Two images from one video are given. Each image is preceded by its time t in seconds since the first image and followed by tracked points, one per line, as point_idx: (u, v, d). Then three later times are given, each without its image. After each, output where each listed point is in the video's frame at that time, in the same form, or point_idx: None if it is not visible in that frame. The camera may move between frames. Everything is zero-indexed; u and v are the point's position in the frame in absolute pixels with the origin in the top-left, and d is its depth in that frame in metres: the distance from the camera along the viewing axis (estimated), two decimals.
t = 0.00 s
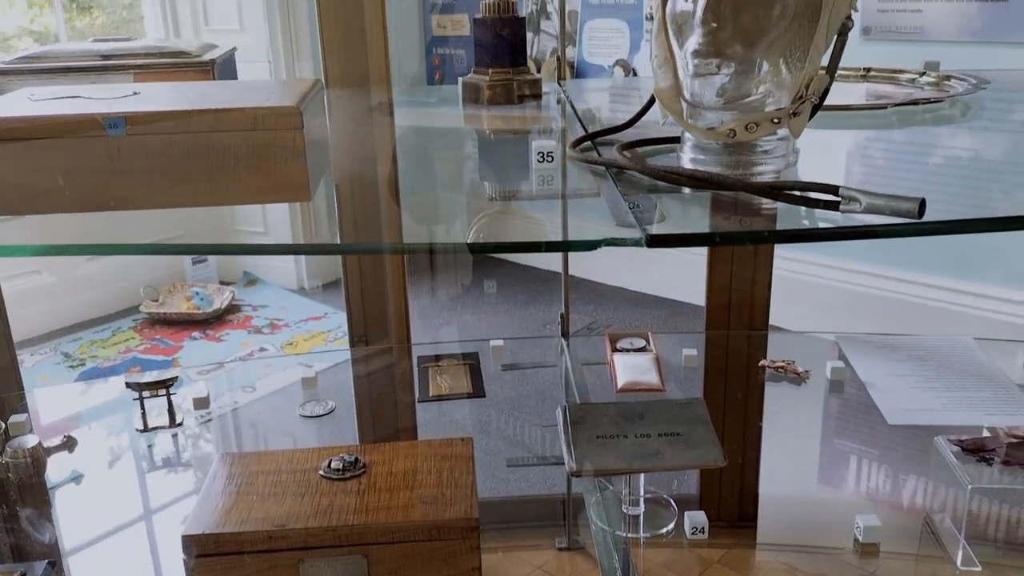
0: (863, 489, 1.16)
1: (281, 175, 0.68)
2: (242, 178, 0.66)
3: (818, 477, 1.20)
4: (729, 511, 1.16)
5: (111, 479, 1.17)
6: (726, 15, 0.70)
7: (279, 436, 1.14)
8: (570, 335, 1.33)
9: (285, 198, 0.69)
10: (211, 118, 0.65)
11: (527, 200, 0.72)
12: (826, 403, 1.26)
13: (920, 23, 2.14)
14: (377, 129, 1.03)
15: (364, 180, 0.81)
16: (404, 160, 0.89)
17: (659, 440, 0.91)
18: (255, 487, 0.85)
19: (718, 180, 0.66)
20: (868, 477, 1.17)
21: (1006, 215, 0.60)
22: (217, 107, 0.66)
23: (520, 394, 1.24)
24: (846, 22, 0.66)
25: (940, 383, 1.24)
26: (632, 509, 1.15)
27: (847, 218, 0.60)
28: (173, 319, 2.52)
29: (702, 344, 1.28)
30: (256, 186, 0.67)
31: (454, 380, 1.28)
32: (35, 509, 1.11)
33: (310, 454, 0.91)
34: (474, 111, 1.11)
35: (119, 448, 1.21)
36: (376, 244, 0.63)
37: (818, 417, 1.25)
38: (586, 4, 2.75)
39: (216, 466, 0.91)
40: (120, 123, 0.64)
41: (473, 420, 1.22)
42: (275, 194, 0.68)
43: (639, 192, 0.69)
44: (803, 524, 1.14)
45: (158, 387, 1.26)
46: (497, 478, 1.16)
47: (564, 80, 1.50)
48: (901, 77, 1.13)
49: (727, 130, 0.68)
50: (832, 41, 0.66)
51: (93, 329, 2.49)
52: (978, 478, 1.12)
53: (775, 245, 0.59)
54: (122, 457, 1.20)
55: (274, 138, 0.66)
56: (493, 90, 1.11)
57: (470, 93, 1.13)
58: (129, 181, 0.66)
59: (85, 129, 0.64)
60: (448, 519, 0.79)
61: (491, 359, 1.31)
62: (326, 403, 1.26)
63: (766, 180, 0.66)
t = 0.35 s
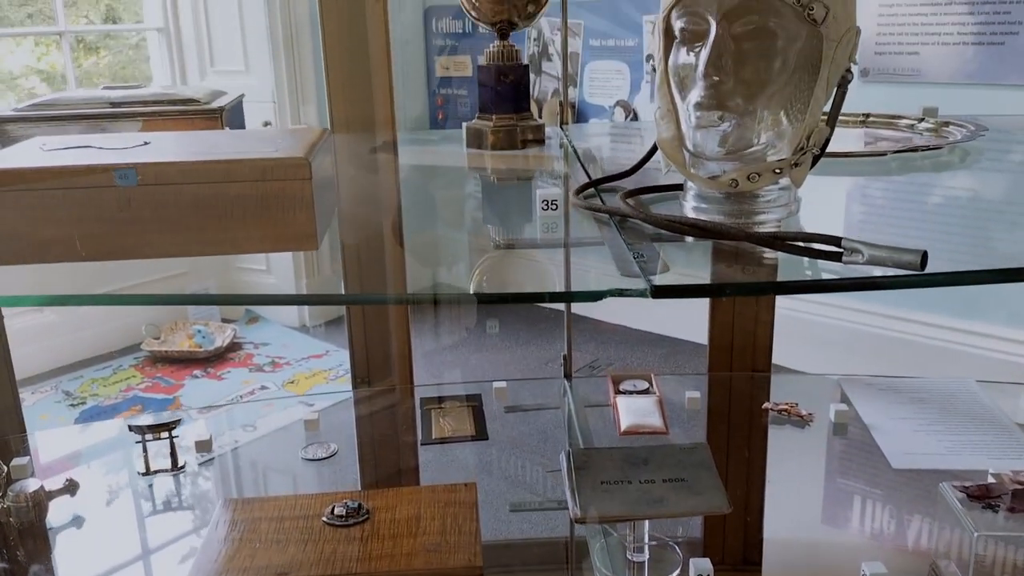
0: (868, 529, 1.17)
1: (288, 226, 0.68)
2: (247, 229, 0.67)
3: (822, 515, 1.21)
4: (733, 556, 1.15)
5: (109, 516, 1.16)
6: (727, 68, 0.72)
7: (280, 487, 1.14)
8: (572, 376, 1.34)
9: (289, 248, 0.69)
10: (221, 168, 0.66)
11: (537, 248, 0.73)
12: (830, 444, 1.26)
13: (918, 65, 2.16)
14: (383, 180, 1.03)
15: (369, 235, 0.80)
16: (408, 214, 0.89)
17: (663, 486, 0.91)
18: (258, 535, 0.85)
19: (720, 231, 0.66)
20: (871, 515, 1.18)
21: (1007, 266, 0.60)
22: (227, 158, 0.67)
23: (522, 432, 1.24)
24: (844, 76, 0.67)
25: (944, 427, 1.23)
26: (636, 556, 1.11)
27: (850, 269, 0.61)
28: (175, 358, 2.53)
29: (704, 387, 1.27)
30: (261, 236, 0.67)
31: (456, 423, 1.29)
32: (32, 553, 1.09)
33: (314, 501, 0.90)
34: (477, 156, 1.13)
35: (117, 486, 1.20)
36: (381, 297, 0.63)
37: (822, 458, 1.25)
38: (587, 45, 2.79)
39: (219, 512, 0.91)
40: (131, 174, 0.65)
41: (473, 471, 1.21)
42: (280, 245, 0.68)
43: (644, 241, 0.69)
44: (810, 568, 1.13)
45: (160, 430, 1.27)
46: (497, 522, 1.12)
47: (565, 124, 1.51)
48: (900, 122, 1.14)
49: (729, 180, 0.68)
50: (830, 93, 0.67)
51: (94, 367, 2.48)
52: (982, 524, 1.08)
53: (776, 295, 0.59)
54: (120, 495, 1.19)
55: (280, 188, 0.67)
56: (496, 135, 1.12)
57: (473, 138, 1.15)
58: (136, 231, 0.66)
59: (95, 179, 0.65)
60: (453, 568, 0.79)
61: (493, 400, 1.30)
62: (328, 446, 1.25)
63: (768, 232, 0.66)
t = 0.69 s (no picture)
0: (871, 556, 1.14)
1: (291, 258, 0.69)
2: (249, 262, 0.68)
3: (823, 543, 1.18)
4: None
5: (108, 540, 1.14)
6: (727, 103, 0.72)
7: (278, 514, 1.14)
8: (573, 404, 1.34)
9: (291, 280, 0.69)
10: (226, 202, 0.67)
11: (538, 280, 0.73)
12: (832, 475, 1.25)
13: (916, 92, 2.18)
14: (383, 211, 1.02)
15: (372, 271, 0.79)
16: (411, 248, 0.88)
17: (664, 516, 0.92)
18: (259, 564, 0.85)
19: (722, 264, 0.66)
20: (872, 543, 1.16)
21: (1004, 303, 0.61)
22: (232, 193, 0.68)
23: (522, 458, 1.25)
24: (844, 110, 0.69)
25: (947, 457, 1.24)
26: None
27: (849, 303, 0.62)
28: (175, 383, 2.53)
29: (704, 415, 1.28)
30: (263, 269, 0.68)
31: (457, 451, 1.29)
32: None
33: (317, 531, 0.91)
34: (477, 185, 1.14)
35: (116, 509, 1.19)
36: (383, 329, 0.63)
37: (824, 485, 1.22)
38: (588, 71, 2.81)
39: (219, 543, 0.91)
40: (136, 208, 0.66)
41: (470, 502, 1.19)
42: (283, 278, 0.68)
43: (645, 274, 0.69)
44: None
45: (160, 459, 1.27)
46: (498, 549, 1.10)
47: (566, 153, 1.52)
48: (898, 152, 1.15)
49: (729, 215, 0.69)
50: (830, 127, 0.68)
51: (94, 392, 2.47)
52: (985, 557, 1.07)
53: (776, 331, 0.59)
54: (119, 518, 1.18)
55: (284, 222, 0.68)
56: (498, 164, 1.13)
57: (475, 168, 1.16)
58: (140, 264, 0.66)
59: (101, 213, 0.65)
60: None
61: (494, 427, 1.31)
62: (329, 475, 1.25)
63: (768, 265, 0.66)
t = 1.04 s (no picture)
0: None
1: (289, 293, 0.69)
2: (247, 298, 0.68)
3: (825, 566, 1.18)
4: None
5: (102, 566, 1.13)
6: (724, 140, 0.74)
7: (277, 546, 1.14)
8: (571, 434, 1.35)
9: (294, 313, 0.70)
10: (224, 237, 0.67)
11: (535, 315, 0.74)
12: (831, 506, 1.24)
13: (913, 122, 2.19)
14: (382, 243, 1.04)
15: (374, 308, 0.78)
16: (411, 286, 0.87)
17: (663, 551, 0.91)
18: None
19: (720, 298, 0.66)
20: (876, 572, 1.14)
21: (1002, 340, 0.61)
22: (231, 228, 0.68)
23: (520, 486, 1.24)
24: (840, 147, 0.69)
25: (946, 489, 1.23)
26: None
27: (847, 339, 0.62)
28: (172, 409, 2.53)
29: (703, 445, 1.28)
30: (263, 304, 0.69)
31: (455, 482, 1.28)
32: None
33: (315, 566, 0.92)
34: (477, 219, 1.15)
35: (112, 535, 1.18)
36: (381, 365, 0.62)
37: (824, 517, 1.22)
38: (587, 99, 2.82)
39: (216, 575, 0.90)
40: (135, 243, 0.66)
41: (470, 534, 1.15)
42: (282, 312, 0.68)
43: (644, 308, 0.70)
44: None
45: (157, 488, 1.24)
46: None
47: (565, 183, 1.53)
48: (896, 185, 1.16)
49: (727, 249, 0.68)
50: (827, 164, 0.69)
51: (92, 418, 2.46)
52: None
53: (774, 368, 0.59)
54: (114, 544, 1.17)
55: (284, 257, 0.68)
56: (497, 196, 1.14)
57: (474, 199, 1.16)
58: (142, 298, 0.67)
59: (101, 247, 0.65)
60: None
61: (493, 458, 1.31)
62: (326, 505, 1.24)
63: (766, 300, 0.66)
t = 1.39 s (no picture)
0: None
1: (286, 327, 0.69)
2: (245, 331, 0.68)
3: None
4: None
5: None
6: (721, 176, 0.74)
7: None
8: (569, 465, 1.33)
9: (291, 348, 0.70)
10: (223, 271, 0.67)
11: (532, 348, 0.73)
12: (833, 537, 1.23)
13: (910, 150, 2.20)
14: (381, 274, 1.04)
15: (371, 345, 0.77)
16: (409, 323, 0.86)
17: None
18: None
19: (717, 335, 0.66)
20: None
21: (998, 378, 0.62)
22: (229, 262, 0.68)
23: (519, 515, 1.22)
24: (836, 182, 0.70)
25: (947, 520, 1.22)
26: None
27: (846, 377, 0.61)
28: (168, 435, 2.51)
29: (704, 478, 1.26)
30: (260, 337, 0.69)
31: (452, 514, 1.25)
32: None
33: None
34: (475, 248, 1.15)
35: (106, 562, 1.15)
36: (377, 402, 0.63)
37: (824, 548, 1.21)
38: (585, 126, 2.84)
39: None
40: (133, 278, 0.66)
41: (469, 566, 1.17)
42: (279, 346, 0.69)
43: (641, 343, 0.69)
44: None
45: (151, 520, 1.24)
46: None
47: (565, 212, 1.53)
48: (892, 217, 1.16)
49: (723, 284, 0.69)
50: (823, 200, 0.70)
51: (88, 445, 2.46)
52: None
53: (773, 406, 0.59)
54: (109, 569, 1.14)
55: (281, 291, 0.68)
56: (495, 227, 1.14)
57: (472, 230, 1.16)
58: (138, 333, 0.67)
59: (98, 283, 0.65)
60: None
61: (492, 490, 1.29)
62: (321, 537, 1.23)
63: (764, 338, 0.66)
